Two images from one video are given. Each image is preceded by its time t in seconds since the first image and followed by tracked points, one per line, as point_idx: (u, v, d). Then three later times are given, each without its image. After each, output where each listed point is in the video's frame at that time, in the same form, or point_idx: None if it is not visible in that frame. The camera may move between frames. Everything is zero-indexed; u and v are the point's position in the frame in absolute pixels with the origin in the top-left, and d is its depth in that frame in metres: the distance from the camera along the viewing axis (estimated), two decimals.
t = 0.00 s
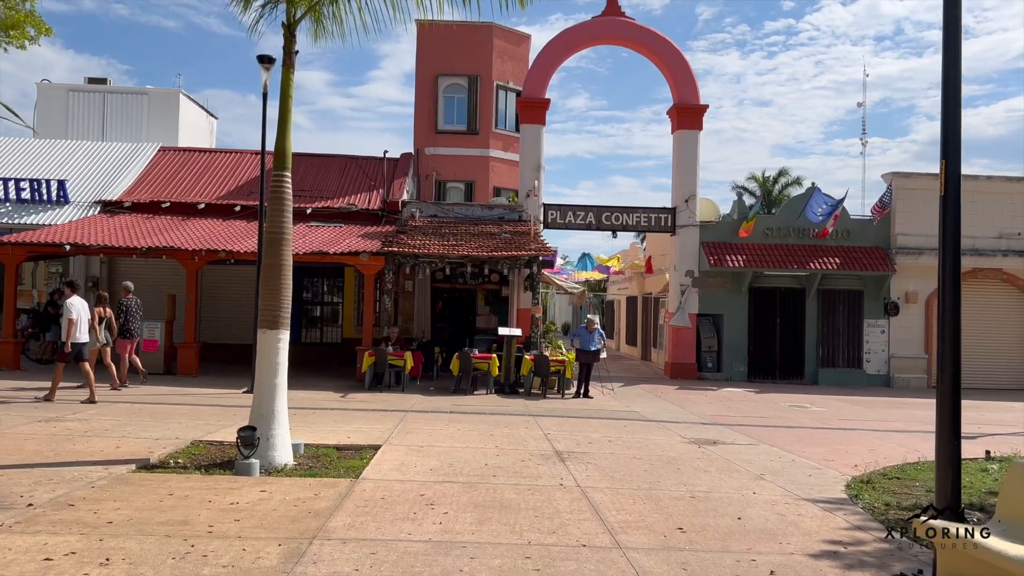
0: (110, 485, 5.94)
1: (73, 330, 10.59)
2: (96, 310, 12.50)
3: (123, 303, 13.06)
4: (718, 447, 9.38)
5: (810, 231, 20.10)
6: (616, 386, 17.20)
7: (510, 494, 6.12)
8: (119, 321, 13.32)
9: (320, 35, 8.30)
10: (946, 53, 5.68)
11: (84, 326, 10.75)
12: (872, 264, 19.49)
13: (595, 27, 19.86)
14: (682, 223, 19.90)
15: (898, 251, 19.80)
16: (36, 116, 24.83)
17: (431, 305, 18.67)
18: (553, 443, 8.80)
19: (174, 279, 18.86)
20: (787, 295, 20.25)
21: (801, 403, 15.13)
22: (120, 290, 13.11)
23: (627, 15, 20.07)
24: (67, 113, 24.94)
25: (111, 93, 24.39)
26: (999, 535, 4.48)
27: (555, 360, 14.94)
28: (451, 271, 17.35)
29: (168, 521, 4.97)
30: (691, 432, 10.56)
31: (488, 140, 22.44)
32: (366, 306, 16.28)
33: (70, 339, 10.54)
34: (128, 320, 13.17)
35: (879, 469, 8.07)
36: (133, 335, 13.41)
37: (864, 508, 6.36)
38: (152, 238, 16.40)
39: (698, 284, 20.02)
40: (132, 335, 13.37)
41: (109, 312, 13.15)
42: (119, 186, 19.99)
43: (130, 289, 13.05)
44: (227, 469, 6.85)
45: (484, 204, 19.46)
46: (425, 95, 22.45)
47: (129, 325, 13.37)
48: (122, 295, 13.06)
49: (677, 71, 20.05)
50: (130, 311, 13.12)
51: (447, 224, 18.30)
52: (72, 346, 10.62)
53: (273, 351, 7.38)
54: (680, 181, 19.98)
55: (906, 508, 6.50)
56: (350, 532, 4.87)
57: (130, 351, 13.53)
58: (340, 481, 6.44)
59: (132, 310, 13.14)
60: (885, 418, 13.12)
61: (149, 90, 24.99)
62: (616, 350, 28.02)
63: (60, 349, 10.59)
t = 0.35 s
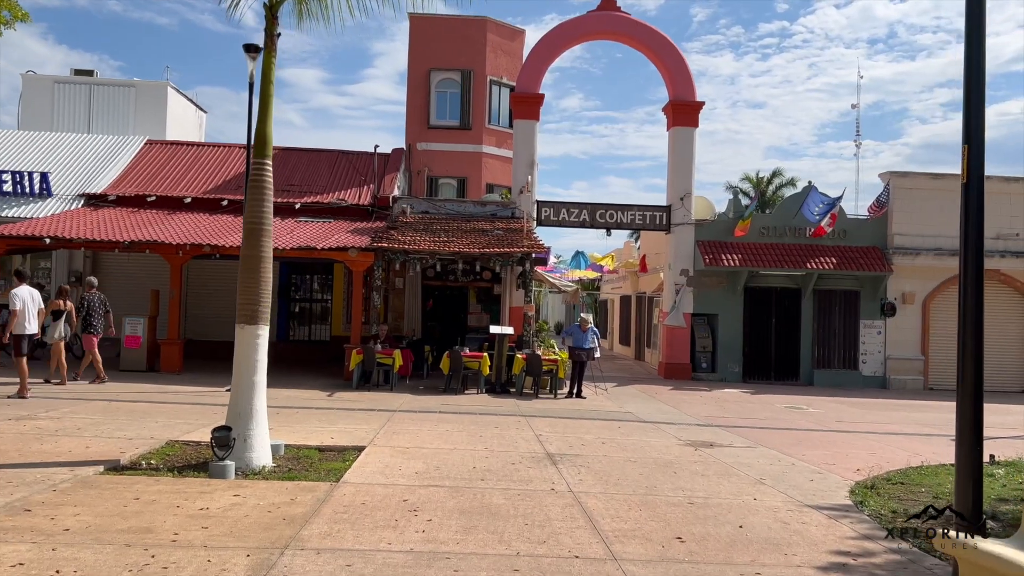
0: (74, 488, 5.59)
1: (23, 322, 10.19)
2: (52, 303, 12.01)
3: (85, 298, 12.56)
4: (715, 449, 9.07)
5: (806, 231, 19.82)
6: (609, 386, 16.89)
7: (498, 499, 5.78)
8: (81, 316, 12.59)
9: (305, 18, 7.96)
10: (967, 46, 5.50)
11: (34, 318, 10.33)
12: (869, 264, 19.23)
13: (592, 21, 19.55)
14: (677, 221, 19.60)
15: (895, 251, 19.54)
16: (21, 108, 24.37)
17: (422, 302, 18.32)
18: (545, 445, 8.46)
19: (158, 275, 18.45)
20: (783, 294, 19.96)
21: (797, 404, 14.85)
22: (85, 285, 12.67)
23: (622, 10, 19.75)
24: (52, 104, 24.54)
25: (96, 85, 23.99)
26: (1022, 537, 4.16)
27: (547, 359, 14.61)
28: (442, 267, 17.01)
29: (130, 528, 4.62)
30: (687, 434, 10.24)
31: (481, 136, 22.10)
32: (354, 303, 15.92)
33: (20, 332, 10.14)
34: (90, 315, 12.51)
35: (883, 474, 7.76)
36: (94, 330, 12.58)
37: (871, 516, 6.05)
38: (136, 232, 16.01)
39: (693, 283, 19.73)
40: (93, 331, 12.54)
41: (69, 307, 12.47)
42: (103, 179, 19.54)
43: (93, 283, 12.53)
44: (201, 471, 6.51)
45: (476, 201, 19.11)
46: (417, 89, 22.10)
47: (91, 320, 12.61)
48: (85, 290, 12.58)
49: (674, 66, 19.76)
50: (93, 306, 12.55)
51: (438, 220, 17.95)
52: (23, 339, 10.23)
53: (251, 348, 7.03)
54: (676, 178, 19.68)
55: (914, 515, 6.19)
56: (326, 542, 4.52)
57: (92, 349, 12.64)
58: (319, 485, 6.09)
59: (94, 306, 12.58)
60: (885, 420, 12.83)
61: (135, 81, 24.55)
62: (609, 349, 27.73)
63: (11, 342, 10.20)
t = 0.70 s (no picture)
0: (35, 505, 5.22)
1: None
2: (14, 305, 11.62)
3: (52, 298, 12.14)
4: (716, 460, 8.74)
5: (805, 234, 19.53)
6: (604, 391, 16.57)
7: (491, 518, 5.44)
8: (44, 315, 12.18)
9: (291, 9, 7.61)
10: (1001, 47, 5.23)
11: None
12: (869, 268, 18.95)
13: (589, 20, 19.23)
14: (674, 224, 19.29)
15: (895, 255, 19.27)
16: (7, 104, 23.93)
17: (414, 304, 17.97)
18: (540, 455, 8.12)
19: (145, 275, 18.05)
20: (781, 298, 19.66)
21: (797, 411, 14.56)
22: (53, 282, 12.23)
23: (619, 9, 19.44)
24: (39, 101, 24.11)
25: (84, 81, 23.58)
26: None
27: (542, 364, 14.28)
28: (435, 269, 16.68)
29: (91, 552, 4.26)
30: (686, 444, 9.92)
31: (476, 136, 21.76)
32: (345, 306, 15.56)
33: None
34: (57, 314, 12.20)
35: (891, 488, 7.45)
36: (59, 331, 12.31)
37: (885, 535, 5.73)
38: (121, 231, 15.62)
39: (690, 286, 19.42)
40: (59, 331, 12.29)
41: (32, 306, 12.02)
42: (89, 177, 19.12)
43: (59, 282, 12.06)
44: (175, 484, 6.15)
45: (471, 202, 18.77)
46: (411, 88, 21.75)
47: (56, 320, 12.26)
48: (52, 290, 12.15)
49: (672, 66, 19.45)
50: (60, 307, 12.17)
51: (431, 221, 17.60)
52: None
53: (231, 352, 6.67)
54: (673, 180, 19.38)
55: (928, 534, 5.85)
56: (305, 567, 4.19)
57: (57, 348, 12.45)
58: (301, 500, 5.74)
59: (61, 306, 12.18)
60: (887, 429, 12.53)
61: (124, 78, 24.13)
62: (605, 353, 27.42)
63: None
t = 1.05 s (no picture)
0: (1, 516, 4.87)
1: None
2: None
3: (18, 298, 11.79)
4: (721, 467, 8.42)
5: (807, 236, 19.25)
6: (603, 395, 16.24)
7: (489, 531, 5.11)
8: (10, 317, 11.81)
9: None
10: None
11: None
12: (871, 271, 18.67)
13: (588, 18, 18.93)
14: (673, 225, 18.99)
15: (898, 258, 18.99)
16: None
17: (409, 306, 17.62)
18: (539, 463, 7.78)
19: (134, 275, 17.67)
20: (782, 301, 19.37)
21: (800, 416, 14.24)
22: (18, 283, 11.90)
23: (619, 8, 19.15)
24: (28, 99, 23.73)
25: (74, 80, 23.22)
26: None
27: (540, 367, 13.94)
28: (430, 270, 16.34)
29: (55, 571, 3.91)
30: (689, 450, 9.60)
31: (472, 136, 21.44)
32: (338, 306, 15.20)
33: None
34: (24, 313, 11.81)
35: (906, 498, 7.14)
36: (28, 330, 11.86)
37: (905, 549, 5.42)
38: (109, 230, 15.25)
39: (690, 288, 19.11)
40: (26, 331, 11.80)
41: None
42: (78, 176, 18.72)
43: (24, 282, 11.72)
44: (155, 493, 5.81)
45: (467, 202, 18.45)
46: (407, 87, 21.42)
47: (23, 320, 11.86)
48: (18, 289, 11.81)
49: (671, 66, 19.16)
50: (27, 307, 11.82)
51: (427, 221, 17.26)
52: None
53: (214, 353, 6.32)
54: (673, 181, 19.08)
55: (951, 549, 5.53)
56: None
57: (28, 349, 11.96)
58: (287, 511, 5.40)
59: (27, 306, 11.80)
60: (893, 434, 12.22)
61: (116, 76, 23.77)
62: (602, 356, 27.10)
63: None
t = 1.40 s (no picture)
0: None
1: None
2: None
3: None
4: (725, 478, 8.06)
5: (807, 239, 18.95)
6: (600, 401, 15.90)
7: (479, 551, 4.76)
8: None
9: None
10: None
11: None
12: (873, 275, 18.36)
13: (586, 17, 18.62)
14: (672, 228, 18.67)
15: (900, 261, 18.68)
16: None
17: (403, 310, 17.27)
18: (534, 474, 7.43)
19: (122, 279, 17.29)
20: (782, 306, 19.04)
21: (802, 423, 13.90)
22: None
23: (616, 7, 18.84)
24: (18, 100, 23.37)
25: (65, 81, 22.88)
26: None
27: (536, 373, 13.60)
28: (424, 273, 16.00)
29: None
30: (691, 459, 9.25)
31: (468, 137, 21.12)
32: (330, 310, 14.85)
33: None
34: None
35: (919, 511, 6.80)
36: None
37: (924, 569, 5.07)
38: (95, 232, 14.89)
39: (689, 292, 18.78)
40: None
41: None
42: (65, 177, 18.34)
43: None
44: (124, 510, 5.45)
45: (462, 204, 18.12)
46: (402, 88, 21.10)
47: None
48: None
49: (670, 66, 18.85)
50: None
51: (421, 223, 16.92)
52: None
53: (190, 360, 5.96)
54: (672, 183, 18.75)
55: (971, 568, 5.19)
56: None
57: None
58: (264, 529, 5.04)
59: None
60: (899, 442, 11.88)
61: (107, 77, 23.42)
62: (600, 361, 26.75)
63: None
